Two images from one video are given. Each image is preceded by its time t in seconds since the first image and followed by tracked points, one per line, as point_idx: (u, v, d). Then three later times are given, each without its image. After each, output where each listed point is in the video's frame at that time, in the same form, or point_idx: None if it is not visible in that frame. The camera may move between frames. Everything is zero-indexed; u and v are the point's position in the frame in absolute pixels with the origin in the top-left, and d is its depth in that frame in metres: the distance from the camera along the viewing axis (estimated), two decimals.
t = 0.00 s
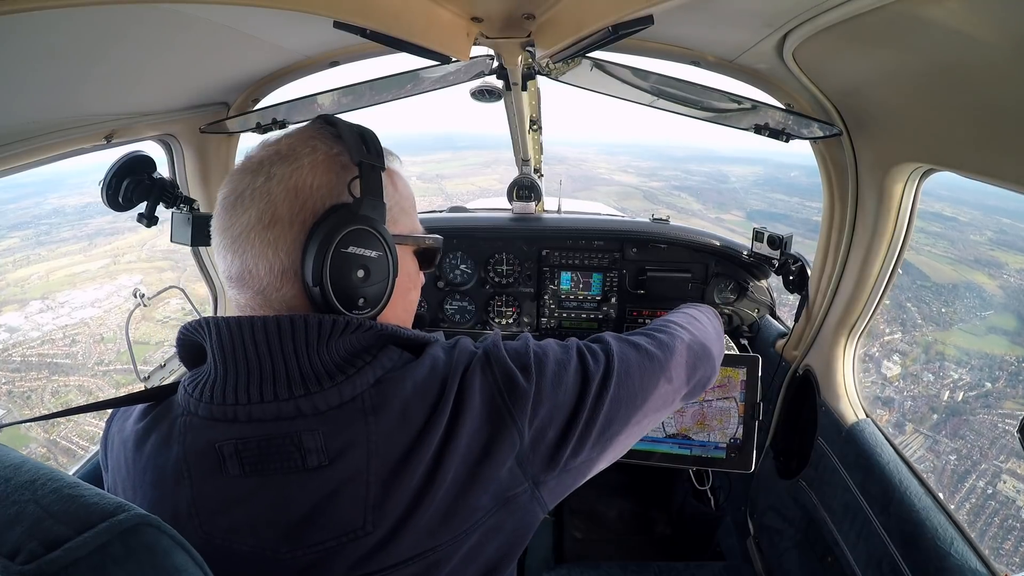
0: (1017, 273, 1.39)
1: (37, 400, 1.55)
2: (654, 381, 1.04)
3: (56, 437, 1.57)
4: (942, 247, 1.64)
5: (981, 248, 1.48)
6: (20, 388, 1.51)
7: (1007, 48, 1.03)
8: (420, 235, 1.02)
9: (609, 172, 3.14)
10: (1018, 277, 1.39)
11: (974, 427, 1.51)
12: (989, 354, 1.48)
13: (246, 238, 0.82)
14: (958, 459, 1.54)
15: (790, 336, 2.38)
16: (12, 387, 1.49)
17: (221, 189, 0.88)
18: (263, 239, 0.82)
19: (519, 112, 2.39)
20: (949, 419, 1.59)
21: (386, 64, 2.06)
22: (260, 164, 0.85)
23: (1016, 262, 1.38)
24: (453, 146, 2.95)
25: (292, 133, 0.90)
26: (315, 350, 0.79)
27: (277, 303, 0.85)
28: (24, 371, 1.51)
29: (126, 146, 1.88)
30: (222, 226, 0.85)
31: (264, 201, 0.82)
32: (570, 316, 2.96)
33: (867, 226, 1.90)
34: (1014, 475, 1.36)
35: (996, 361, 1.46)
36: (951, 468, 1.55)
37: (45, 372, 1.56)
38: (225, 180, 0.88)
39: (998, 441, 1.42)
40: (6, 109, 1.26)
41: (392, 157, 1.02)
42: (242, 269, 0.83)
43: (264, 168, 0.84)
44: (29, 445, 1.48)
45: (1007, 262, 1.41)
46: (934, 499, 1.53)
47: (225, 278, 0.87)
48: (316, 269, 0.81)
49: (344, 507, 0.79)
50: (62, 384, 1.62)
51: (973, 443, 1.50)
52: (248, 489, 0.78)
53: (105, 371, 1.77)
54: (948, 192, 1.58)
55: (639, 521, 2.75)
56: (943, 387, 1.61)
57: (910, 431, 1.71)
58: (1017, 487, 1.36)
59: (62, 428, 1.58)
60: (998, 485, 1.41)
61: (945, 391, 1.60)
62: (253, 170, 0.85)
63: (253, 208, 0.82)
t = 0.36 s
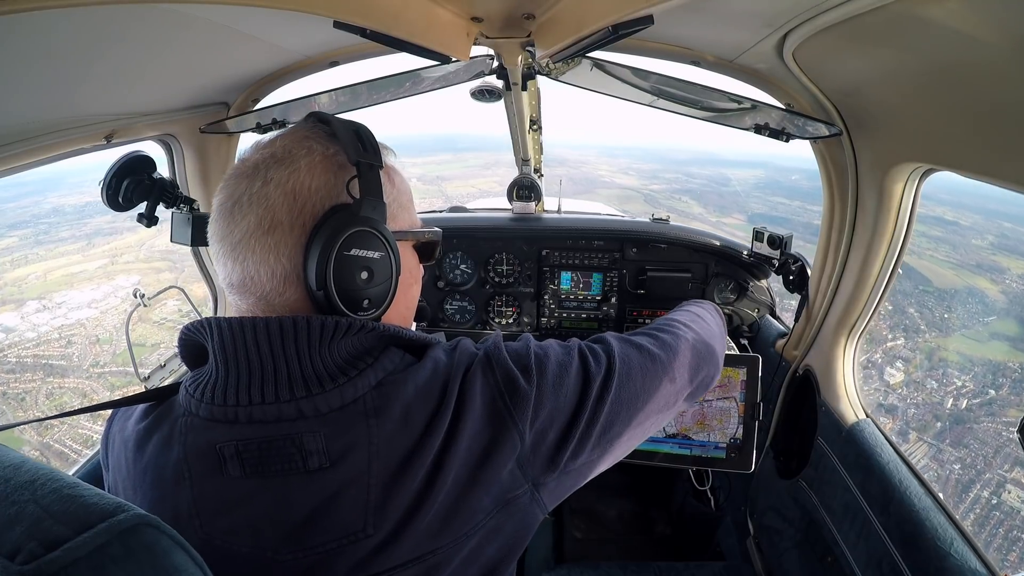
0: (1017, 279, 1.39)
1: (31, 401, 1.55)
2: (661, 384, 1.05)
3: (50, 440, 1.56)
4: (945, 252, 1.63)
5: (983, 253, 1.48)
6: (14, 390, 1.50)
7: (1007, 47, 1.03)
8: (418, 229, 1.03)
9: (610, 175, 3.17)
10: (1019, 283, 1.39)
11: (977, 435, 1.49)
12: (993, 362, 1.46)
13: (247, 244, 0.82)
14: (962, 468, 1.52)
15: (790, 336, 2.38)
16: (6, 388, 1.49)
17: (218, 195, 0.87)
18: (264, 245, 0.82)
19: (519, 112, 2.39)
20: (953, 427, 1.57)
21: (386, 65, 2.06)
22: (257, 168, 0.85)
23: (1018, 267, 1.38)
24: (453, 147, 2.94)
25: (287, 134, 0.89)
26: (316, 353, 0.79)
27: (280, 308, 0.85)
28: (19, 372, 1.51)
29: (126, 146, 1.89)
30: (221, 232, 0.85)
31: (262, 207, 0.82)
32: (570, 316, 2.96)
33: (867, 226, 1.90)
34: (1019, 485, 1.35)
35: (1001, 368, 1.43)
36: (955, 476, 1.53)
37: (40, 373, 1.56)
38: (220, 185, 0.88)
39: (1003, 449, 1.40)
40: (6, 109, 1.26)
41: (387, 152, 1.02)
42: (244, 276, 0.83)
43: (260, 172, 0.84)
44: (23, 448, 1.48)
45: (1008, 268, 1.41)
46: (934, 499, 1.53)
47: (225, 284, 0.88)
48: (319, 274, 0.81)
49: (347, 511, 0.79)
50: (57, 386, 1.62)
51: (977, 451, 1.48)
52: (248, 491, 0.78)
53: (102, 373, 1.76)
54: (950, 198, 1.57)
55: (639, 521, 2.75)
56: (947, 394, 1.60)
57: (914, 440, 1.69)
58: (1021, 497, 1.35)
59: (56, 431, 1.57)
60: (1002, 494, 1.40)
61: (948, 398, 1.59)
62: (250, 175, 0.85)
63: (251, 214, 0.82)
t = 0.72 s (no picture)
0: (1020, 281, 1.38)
1: (27, 403, 1.54)
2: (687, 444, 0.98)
3: (45, 443, 1.56)
4: (947, 254, 1.62)
5: (986, 256, 1.47)
6: (10, 391, 1.50)
7: (1007, 47, 1.03)
8: (425, 229, 1.02)
9: (611, 176, 3.17)
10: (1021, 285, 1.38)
11: (981, 442, 1.48)
12: (1000, 368, 1.43)
13: (246, 251, 0.82)
14: (969, 476, 1.51)
15: (790, 336, 2.38)
16: (2, 389, 1.48)
17: (216, 199, 0.87)
18: (262, 252, 0.82)
19: (519, 112, 2.39)
20: (959, 434, 1.56)
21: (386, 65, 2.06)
22: (253, 172, 0.85)
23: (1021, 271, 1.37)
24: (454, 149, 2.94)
25: (285, 135, 0.89)
26: (319, 383, 0.78)
27: (279, 315, 0.85)
28: (14, 373, 1.50)
29: (126, 146, 1.88)
30: (219, 238, 0.85)
31: (259, 213, 0.82)
32: (570, 315, 2.95)
33: (867, 226, 1.90)
34: None
35: (1007, 373, 1.41)
36: (962, 484, 1.51)
37: (37, 374, 1.56)
38: (217, 188, 0.88)
39: (1008, 457, 1.39)
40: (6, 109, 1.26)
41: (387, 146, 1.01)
42: (243, 283, 0.84)
43: (258, 177, 0.84)
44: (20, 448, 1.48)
45: (1012, 271, 1.40)
46: (934, 499, 1.53)
47: (223, 290, 0.88)
48: (317, 282, 0.80)
49: (337, 544, 0.79)
50: (53, 388, 1.62)
51: (983, 459, 1.48)
52: (239, 513, 0.79)
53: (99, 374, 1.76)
54: (954, 200, 1.56)
55: (639, 521, 2.75)
56: (953, 400, 1.57)
57: (920, 447, 1.66)
58: None
59: (52, 434, 1.57)
60: (1011, 503, 1.38)
61: (955, 405, 1.57)
62: (246, 179, 0.84)
63: (248, 220, 0.82)
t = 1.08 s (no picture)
0: None
1: (25, 408, 1.56)
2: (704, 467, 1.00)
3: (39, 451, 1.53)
4: (950, 255, 1.62)
5: (990, 258, 1.47)
6: (9, 395, 1.52)
7: (1006, 47, 1.03)
8: (420, 228, 1.02)
9: (612, 178, 3.09)
10: None
11: (989, 447, 1.45)
12: (1007, 369, 1.42)
13: (232, 259, 0.82)
14: (978, 482, 1.48)
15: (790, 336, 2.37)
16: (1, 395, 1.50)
17: (200, 203, 0.87)
18: (248, 260, 0.82)
19: (519, 112, 2.38)
20: (967, 439, 1.52)
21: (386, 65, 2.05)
22: (237, 176, 0.84)
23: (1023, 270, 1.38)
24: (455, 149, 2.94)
25: (269, 135, 0.87)
26: (310, 400, 0.78)
27: (268, 323, 0.86)
28: (14, 376, 1.52)
29: (126, 146, 1.88)
30: (205, 245, 0.85)
31: (245, 221, 0.81)
32: (570, 315, 2.95)
33: (867, 225, 1.90)
34: None
35: (1013, 376, 1.40)
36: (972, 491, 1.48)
37: (36, 378, 1.56)
38: (201, 191, 0.87)
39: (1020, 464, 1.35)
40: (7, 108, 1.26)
41: (380, 143, 1.00)
42: (230, 291, 0.84)
43: (241, 182, 0.83)
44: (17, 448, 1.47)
45: (1017, 272, 1.40)
46: (934, 499, 1.53)
47: (211, 297, 0.88)
48: (305, 291, 0.80)
49: (330, 561, 0.79)
50: (51, 393, 1.62)
51: (992, 464, 1.44)
52: (231, 529, 0.79)
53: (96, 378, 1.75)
54: (957, 201, 1.55)
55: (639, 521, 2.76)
56: (961, 403, 1.55)
57: (928, 452, 1.62)
58: None
59: (48, 440, 1.57)
60: (1019, 509, 1.35)
61: (963, 408, 1.54)
62: (230, 183, 0.84)
63: (234, 228, 0.82)
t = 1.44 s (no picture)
0: None
1: (17, 406, 1.51)
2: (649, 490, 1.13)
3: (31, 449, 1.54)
4: (952, 261, 1.61)
5: (990, 263, 1.47)
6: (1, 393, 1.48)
7: (1005, 48, 1.03)
8: (434, 233, 1.03)
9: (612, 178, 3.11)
10: None
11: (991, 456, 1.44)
12: (1009, 377, 1.41)
13: (247, 262, 0.82)
14: (978, 492, 1.47)
15: (791, 336, 2.37)
16: None
17: (213, 203, 0.86)
18: (263, 264, 0.82)
19: (519, 112, 2.39)
20: (969, 447, 1.52)
21: (386, 65, 2.05)
22: (251, 178, 0.83)
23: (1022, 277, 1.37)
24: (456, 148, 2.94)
25: (285, 137, 0.87)
26: (327, 411, 0.78)
27: (281, 327, 0.86)
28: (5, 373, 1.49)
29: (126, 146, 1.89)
30: (217, 245, 0.85)
31: (259, 224, 0.81)
32: (570, 315, 2.95)
33: (867, 225, 1.90)
34: None
35: (1013, 383, 1.40)
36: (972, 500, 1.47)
37: (29, 376, 1.55)
38: (214, 190, 0.87)
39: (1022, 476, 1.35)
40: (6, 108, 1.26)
41: (398, 149, 1.00)
42: (244, 294, 0.84)
43: (257, 183, 0.82)
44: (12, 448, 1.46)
45: (1016, 279, 1.39)
46: (934, 500, 1.53)
47: (222, 298, 0.88)
48: (321, 297, 0.80)
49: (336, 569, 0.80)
50: (44, 391, 1.60)
51: (993, 475, 1.43)
52: (239, 533, 0.80)
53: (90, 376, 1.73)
54: (959, 206, 1.55)
55: (639, 521, 2.77)
56: (962, 412, 1.55)
57: (929, 462, 1.62)
58: None
59: (41, 438, 1.57)
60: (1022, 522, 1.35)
61: (965, 417, 1.54)
62: (245, 184, 0.83)
63: (248, 231, 0.82)
